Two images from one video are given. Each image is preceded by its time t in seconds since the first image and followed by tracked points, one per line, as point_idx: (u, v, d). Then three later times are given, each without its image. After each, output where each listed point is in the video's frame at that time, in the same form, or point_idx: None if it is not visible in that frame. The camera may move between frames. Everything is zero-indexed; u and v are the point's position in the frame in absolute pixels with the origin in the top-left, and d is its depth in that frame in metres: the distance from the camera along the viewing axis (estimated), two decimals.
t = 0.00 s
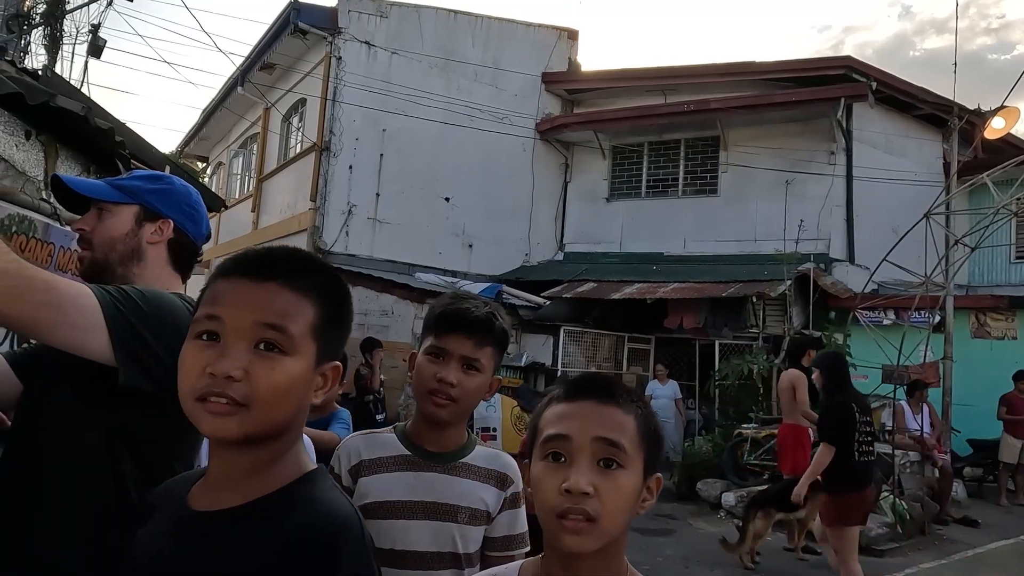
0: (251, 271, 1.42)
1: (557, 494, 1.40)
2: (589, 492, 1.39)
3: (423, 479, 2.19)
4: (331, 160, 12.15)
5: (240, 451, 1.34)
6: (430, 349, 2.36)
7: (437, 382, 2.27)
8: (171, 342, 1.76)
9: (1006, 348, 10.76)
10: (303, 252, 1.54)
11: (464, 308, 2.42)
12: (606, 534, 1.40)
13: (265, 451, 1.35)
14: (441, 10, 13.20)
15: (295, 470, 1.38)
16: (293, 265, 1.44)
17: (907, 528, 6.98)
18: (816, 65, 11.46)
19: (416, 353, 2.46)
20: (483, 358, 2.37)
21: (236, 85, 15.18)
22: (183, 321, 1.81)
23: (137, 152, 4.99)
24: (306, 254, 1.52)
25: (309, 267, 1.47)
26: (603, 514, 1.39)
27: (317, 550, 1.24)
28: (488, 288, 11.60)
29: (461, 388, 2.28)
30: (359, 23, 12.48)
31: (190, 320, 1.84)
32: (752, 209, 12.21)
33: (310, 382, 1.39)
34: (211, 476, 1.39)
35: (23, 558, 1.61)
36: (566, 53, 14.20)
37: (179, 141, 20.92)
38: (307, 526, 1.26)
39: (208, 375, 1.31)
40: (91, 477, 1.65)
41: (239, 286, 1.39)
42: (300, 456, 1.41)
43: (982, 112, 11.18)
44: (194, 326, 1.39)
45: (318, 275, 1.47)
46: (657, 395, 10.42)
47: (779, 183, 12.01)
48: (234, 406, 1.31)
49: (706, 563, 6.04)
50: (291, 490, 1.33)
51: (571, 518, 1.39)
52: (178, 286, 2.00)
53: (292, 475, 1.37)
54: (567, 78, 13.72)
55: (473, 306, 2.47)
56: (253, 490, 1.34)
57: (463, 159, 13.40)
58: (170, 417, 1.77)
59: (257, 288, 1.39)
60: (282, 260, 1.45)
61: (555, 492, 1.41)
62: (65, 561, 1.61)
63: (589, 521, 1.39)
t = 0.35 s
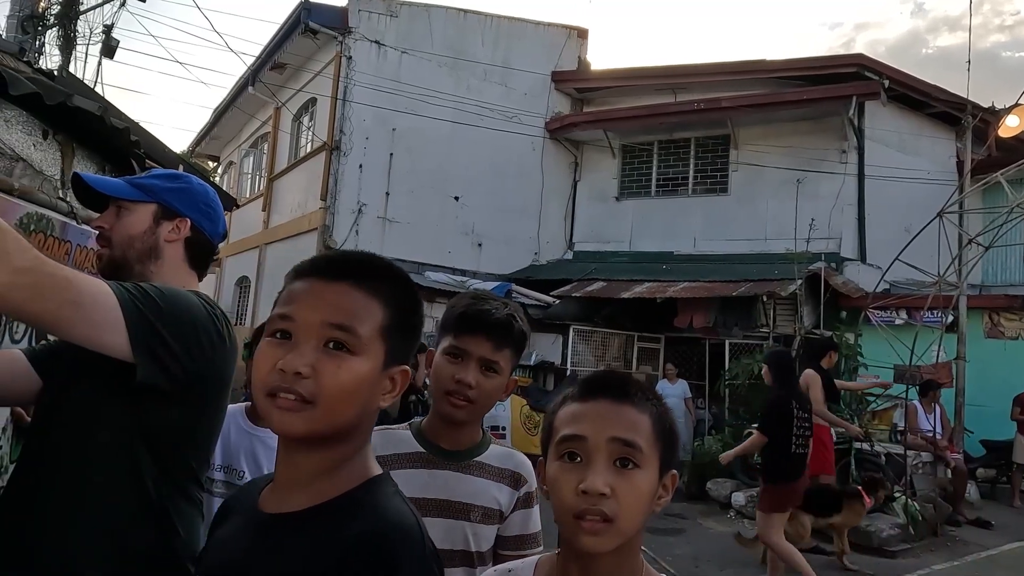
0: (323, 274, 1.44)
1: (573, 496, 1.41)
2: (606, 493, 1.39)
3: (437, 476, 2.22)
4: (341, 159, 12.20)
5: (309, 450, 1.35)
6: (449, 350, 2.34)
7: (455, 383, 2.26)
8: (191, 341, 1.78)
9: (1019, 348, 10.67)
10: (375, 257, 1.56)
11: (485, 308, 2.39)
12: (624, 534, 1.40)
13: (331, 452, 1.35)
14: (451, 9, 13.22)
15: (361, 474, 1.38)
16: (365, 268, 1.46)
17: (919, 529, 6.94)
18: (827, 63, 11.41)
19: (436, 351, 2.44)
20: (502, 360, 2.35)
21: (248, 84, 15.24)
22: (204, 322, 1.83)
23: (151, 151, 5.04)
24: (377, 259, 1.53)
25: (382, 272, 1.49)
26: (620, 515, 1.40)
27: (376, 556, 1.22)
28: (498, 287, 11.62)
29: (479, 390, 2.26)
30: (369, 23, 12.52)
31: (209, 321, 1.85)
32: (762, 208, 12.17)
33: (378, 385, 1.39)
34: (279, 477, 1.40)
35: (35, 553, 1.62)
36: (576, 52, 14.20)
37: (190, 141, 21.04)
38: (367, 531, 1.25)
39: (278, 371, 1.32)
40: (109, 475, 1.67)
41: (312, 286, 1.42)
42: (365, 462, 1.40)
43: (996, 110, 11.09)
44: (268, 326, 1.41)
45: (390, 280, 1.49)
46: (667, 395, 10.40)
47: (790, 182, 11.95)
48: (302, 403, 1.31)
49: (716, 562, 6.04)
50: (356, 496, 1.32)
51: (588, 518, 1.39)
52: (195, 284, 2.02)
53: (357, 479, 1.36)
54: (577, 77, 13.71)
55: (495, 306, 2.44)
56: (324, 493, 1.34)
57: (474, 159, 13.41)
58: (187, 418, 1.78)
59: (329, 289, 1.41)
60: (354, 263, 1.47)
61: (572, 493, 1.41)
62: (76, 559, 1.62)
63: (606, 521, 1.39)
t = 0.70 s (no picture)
0: (342, 269, 1.42)
1: (573, 492, 1.39)
2: (606, 488, 1.37)
3: (444, 475, 2.21)
4: (351, 159, 12.23)
5: (329, 447, 1.34)
6: (462, 347, 2.33)
7: (467, 381, 2.24)
8: (193, 335, 1.77)
9: None
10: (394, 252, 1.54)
11: (498, 307, 2.37)
12: (624, 530, 1.39)
13: (350, 449, 1.34)
14: (461, 9, 13.22)
15: (380, 470, 1.36)
16: (383, 263, 1.44)
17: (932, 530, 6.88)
18: (840, 61, 11.30)
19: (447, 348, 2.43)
20: (514, 359, 2.33)
21: (259, 85, 15.30)
22: (207, 318, 1.83)
23: (159, 150, 5.07)
24: (397, 254, 1.51)
25: (402, 266, 1.46)
26: (620, 511, 1.38)
27: (394, 555, 1.20)
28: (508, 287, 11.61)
29: (491, 389, 2.25)
30: (380, 23, 12.53)
31: (212, 317, 1.85)
32: (773, 208, 12.10)
33: (398, 380, 1.37)
34: (299, 475, 1.39)
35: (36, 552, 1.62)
36: (586, 52, 14.16)
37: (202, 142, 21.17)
38: (385, 530, 1.23)
39: (298, 369, 1.31)
40: (111, 472, 1.66)
41: (330, 284, 1.39)
42: (384, 459, 1.39)
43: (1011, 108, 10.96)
44: (288, 324, 1.40)
45: (411, 275, 1.46)
46: (677, 395, 10.34)
47: (801, 181, 11.87)
48: (323, 401, 1.30)
49: (726, 563, 6.00)
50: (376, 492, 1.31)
51: (588, 514, 1.37)
52: (197, 281, 2.02)
53: (376, 476, 1.35)
54: (587, 76, 13.67)
55: (506, 304, 2.42)
56: (345, 490, 1.33)
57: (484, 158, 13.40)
58: (189, 414, 1.78)
59: (348, 284, 1.39)
60: (372, 259, 1.45)
61: (571, 489, 1.39)
62: (76, 559, 1.61)
63: (606, 517, 1.37)
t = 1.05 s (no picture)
0: (316, 270, 1.39)
1: (555, 490, 1.36)
2: (587, 487, 1.34)
3: (442, 475, 2.17)
4: (361, 160, 12.25)
5: (297, 448, 1.32)
6: (459, 345, 2.31)
7: (464, 379, 2.22)
8: (185, 335, 1.76)
9: None
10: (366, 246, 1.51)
11: (495, 305, 2.35)
12: (606, 530, 1.36)
13: (316, 446, 1.32)
14: (471, 10, 13.20)
15: (343, 465, 1.33)
16: (361, 263, 1.41)
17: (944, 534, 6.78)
18: (853, 60, 11.19)
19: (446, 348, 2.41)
20: (512, 357, 2.30)
21: (269, 86, 15.35)
22: (197, 317, 1.81)
23: (164, 150, 5.09)
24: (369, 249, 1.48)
25: (377, 266, 1.44)
26: (601, 509, 1.35)
27: (358, 551, 1.19)
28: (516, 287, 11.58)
29: (488, 387, 2.22)
30: (389, 25, 12.54)
31: (203, 315, 1.83)
32: (784, 208, 12.00)
33: (372, 382, 1.38)
34: (260, 467, 1.36)
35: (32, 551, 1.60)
36: (596, 52, 14.11)
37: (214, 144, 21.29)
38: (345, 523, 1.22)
39: (279, 376, 1.30)
40: (100, 470, 1.65)
41: (306, 286, 1.37)
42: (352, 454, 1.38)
43: None
44: (262, 325, 1.37)
45: (386, 275, 1.44)
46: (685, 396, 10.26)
47: (812, 181, 11.77)
48: (304, 407, 1.30)
49: (733, 566, 5.95)
50: (341, 483, 1.29)
51: (569, 513, 1.34)
52: (190, 279, 2.00)
53: (337, 470, 1.32)
54: (597, 77, 13.62)
55: (504, 304, 2.39)
56: (306, 481, 1.30)
57: (493, 159, 13.39)
58: (180, 411, 1.76)
59: (324, 287, 1.36)
60: (348, 258, 1.42)
61: (553, 488, 1.36)
62: (65, 556, 1.59)
63: (587, 516, 1.34)
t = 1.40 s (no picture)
0: (285, 267, 1.38)
1: (542, 487, 1.34)
2: (575, 484, 1.33)
3: (445, 472, 2.14)
4: (367, 160, 12.28)
5: (267, 442, 1.30)
6: (461, 345, 2.27)
7: (466, 379, 2.19)
8: (180, 331, 1.75)
9: None
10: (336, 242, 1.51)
11: (498, 305, 2.31)
12: (593, 527, 1.34)
13: (287, 438, 1.30)
14: (477, 10, 13.20)
15: (314, 458, 1.32)
16: (329, 260, 1.40)
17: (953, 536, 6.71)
18: (862, 59, 11.11)
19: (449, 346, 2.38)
20: (514, 358, 2.27)
21: (276, 87, 15.39)
22: (192, 312, 1.80)
23: (169, 150, 5.11)
24: (337, 246, 1.48)
25: (344, 262, 1.44)
26: (589, 506, 1.33)
27: (343, 541, 1.18)
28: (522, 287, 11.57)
29: (491, 388, 2.19)
30: (396, 25, 12.56)
31: (197, 311, 1.82)
32: (792, 208, 11.94)
33: (342, 376, 1.36)
34: (234, 460, 1.34)
35: (30, 551, 1.59)
36: (602, 52, 14.07)
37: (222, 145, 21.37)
38: (326, 512, 1.21)
39: (251, 373, 1.29)
40: (99, 465, 1.64)
41: (273, 282, 1.36)
42: (325, 446, 1.36)
43: None
44: (232, 322, 1.35)
45: (352, 271, 1.43)
46: (691, 396, 10.21)
47: (819, 181, 11.71)
48: (278, 403, 1.29)
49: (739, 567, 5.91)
50: (325, 473, 1.29)
51: (557, 510, 1.33)
52: (189, 277, 1.99)
53: (311, 462, 1.31)
54: (604, 77, 13.58)
55: (507, 303, 2.35)
56: (279, 472, 1.29)
57: (498, 159, 13.38)
58: (177, 408, 1.75)
59: (291, 283, 1.35)
60: (315, 255, 1.41)
61: (541, 485, 1.35)
62: (61, 549, 1.59)
63: (575, 513, 1.32)
